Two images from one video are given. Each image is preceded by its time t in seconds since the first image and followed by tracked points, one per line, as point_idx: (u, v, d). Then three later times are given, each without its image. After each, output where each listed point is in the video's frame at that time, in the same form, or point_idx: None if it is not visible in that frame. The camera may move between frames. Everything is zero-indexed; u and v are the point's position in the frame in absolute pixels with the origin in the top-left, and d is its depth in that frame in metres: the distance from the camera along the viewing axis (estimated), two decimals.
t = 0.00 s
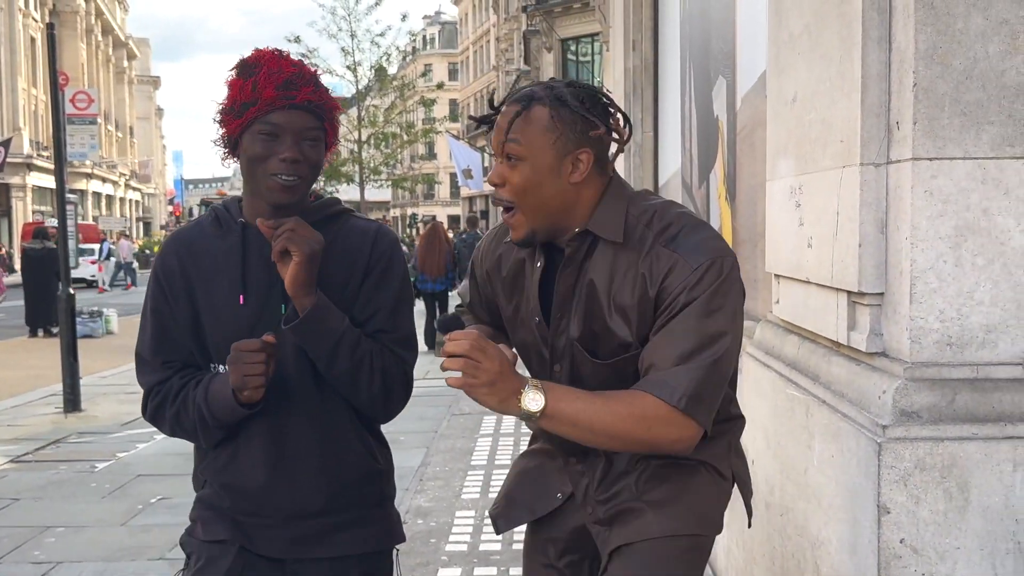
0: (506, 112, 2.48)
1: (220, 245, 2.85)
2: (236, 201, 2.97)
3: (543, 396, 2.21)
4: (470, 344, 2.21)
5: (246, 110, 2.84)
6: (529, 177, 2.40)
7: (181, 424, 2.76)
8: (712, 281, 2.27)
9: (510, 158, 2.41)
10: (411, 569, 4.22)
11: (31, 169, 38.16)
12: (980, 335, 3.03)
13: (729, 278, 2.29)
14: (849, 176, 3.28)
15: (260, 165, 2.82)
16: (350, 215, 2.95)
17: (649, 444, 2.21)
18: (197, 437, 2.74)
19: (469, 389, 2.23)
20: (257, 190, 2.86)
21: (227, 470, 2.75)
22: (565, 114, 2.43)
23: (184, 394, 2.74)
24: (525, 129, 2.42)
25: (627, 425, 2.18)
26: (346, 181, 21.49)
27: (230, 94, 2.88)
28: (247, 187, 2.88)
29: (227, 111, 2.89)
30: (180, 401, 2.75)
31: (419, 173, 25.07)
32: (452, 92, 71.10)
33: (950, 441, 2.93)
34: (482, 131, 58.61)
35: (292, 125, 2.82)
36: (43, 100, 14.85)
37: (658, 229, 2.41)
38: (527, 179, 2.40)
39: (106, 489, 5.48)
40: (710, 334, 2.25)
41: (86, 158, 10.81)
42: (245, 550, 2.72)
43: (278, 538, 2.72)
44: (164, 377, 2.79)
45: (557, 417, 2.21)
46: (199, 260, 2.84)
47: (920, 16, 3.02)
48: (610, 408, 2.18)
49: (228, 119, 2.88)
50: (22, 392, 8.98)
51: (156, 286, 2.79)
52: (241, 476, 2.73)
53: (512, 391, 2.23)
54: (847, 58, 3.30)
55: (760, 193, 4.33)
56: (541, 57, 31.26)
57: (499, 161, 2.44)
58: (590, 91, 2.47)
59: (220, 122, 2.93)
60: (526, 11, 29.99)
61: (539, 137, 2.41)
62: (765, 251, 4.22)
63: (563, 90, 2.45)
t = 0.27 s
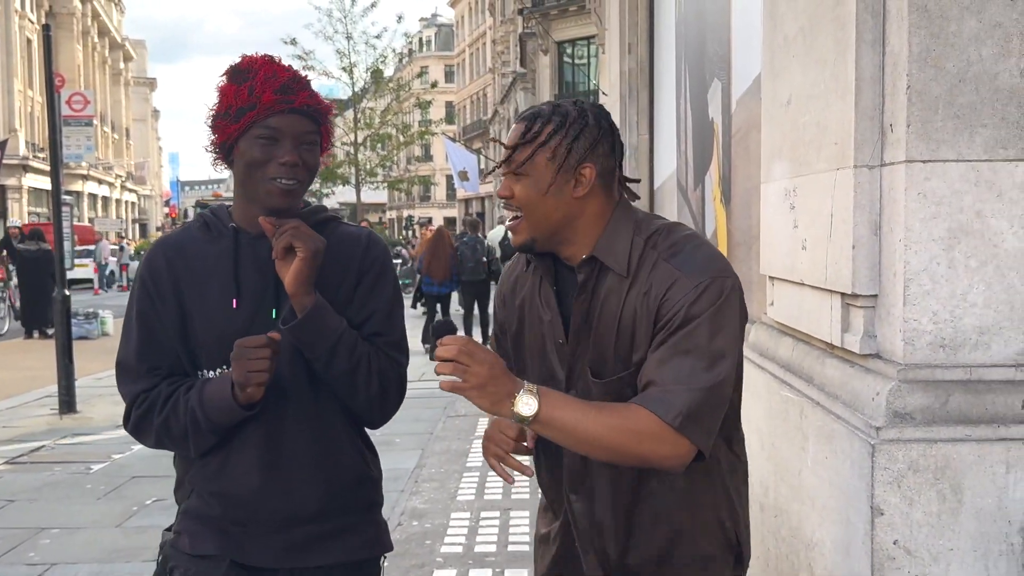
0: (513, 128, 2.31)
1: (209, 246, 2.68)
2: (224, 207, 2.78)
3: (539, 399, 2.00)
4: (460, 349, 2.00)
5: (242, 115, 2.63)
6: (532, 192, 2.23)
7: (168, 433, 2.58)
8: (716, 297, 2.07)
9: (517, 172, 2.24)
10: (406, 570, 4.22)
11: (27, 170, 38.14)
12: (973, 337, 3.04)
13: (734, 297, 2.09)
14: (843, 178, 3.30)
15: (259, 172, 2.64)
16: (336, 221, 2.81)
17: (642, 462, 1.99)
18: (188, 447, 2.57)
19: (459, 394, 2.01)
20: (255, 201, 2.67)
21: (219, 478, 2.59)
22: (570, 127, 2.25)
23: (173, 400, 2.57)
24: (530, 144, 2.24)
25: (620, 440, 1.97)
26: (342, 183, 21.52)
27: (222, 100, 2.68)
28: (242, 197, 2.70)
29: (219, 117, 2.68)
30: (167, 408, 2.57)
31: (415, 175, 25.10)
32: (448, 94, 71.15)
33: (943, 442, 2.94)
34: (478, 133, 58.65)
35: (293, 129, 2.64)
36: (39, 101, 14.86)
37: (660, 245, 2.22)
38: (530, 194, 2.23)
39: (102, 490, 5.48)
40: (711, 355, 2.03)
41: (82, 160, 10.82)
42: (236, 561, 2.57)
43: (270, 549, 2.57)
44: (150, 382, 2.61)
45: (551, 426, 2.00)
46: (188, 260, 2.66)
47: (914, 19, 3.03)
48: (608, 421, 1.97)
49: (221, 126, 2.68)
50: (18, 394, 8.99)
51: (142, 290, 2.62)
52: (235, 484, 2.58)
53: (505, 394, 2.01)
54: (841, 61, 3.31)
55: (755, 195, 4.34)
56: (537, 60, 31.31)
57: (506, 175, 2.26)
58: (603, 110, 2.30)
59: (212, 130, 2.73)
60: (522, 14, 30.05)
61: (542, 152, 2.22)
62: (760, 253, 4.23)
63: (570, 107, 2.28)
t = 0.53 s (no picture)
0: (535, 110, 2.23)
1: (170, 223, 2.43)
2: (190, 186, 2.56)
3: (522, 370, 1.96)
4: (441, 321, 1.98)
5: (205, 80, 2.46)
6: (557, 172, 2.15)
7: (122, 424, 2.31)
8: (713, 272, 1.98)
9: (544, 155, 2.16)
10: (404, 572, 4.21)
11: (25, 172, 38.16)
12: (971, 339, 3.04)
13: (737, 271, 2.00)
14: (840, 180, 3.30)
15: (225, 134, 2.44)
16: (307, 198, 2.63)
17: (630, 435, 1.91)
18: (146, 438, 2.32)
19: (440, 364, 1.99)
20: (226, 169, 2.47)
21: (188, 472, 2.35)
22: (596, 107, 2.18)
23: (129, 387, 2.31)
24: (552, 123, 2.16)
25: (606, 410, 1.89)
26: (340, 185, 21.55)
27: (184, 71, 2.51)
28: (211, 170, 2.49)
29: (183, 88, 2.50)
30: (122, 397, 2.30)
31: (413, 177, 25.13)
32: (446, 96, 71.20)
33: (940, 444, 2.94)
34: (476, 135, 58.70)
35: (260, 87, 2.46)
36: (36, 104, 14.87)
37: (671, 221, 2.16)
38: (555, 175, 2.15)
39: (99, 493, 5.48)
40: (708, 329, 1.94)
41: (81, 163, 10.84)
42: (213, 566, 2.34)
43: (246, 549, 2.35)
44: (99, 369, 2.32)
45: (536, 397, 1.94)
46: (144, 236, 2.40)
47: (910, 21, 3.03)
48: (591, 391, 1.90)
49: (185, 99, 2.51)
50: (15, 395, 8.99)
51: (92, 268, 2.33)
52: (207, 479, 2.34)
53: (489, 365, 1.98)
54: (838, 63, 3.32)
55: (752, 197, 4.34)
56: (535, 62, 31.36)
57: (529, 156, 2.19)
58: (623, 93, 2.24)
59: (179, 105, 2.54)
60: (519, 16, 30.11)
61: (565, 130, 2.15)
62: (757, 255, 4.23)
63: (594, 88, 2.21)
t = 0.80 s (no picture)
0: (573, 103, 2.27)
1: (162, 232, 2.26)
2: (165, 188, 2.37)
3: (520, 359, 1.95)
4: (442, 302, 1.99)
5: (217, 86, 2.28)
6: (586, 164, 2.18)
7: (119, 445, 2.15)
8: (724, 281, 1.97)
9: (575, 145, 2.19)
10: (405, 574, 4.21)
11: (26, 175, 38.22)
12: (971, 341, 3.05)
13: (747, 282, 1.99)
14: (841, 182, 3.31)
15: (239, 148, 2.30)
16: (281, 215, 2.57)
17: (623, 435, 1.89)
18: (144, 456, 2.17)
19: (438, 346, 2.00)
20: (227, 178, 2.33)
21: (189, 488, 2.21)
22: (634, 108, 2.22)
23: (128, 406, 2.14)
24: (589, 115, 2.20)
25: (600, 407, 1.87)
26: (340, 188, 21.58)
27: (181, 70, 2.28)
28: (206, 173, 2.33)
29: (179, 94, 2.28)
30: (122, 418, 2.13)
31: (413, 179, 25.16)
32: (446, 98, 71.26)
33: (941, 446, 2.94)
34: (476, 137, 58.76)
35: (274, 103, 2.35)
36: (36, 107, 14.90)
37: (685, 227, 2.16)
38: (585, 165, 2.18)
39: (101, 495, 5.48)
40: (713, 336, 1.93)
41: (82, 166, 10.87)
42: None
43: (255, 561, 2.24)
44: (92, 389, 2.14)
45: (530, 387, 1.94)
46: (136, 245, 2.22)
47: (910, 24, 3.04)
48: (587, 385, 1.90)
49: (182, 99, 2.27)
50: (17, 398, 9.01)
51: (83, 278, 2.14)
52: (212, 495, 2.21)
53: (488, 351, 1.99)
54: (838, 66, 3.32)
55: (752, 198, 4.34)
56: (535, 64, 31.41)
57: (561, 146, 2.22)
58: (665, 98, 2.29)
59: (165, 110, 2.31)
60: (519, 19, 30.17)
61: (602, 123, 2.19)
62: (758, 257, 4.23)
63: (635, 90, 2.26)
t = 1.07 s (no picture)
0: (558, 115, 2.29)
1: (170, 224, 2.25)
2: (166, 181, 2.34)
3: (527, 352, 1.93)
4: (447, 295, 1.96)
5: (230, 84, 2.27)
6: (572, 172, 2.19)
7: (133, 431, 2.10)
8: (721, 277, 1.97)
9: (561, 154, 2.21)
10: None
11: (29, 180, 38.29)
12: (973, 344, 3.05)
13: (744, 278, 1.99)
14: (841, 186, 3.31)
15: (252, 145, 2.30)
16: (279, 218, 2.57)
17: (626, 428, 1.88)
18: (155, 445, 2.12)
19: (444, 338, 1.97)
20: (232, 175, 2.33)
21: (203, 474, 2.19)
22: (619, 118, 2.24)
23: (140, 388, 2.11)
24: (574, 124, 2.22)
25: (605, 399, 1.87)
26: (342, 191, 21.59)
27: (193, 65, 2.27)
28: (212, 170, 2.31)
29: (189, 90, 2.26)
30: (136, 399, 2.10)
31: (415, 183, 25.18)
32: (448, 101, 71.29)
33: (943, 449, 2.94)
34: (478, 140, 58.78)
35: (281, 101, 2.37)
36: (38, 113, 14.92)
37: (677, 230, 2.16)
38: (569, 173, 2.19)
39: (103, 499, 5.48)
40: (713, 332, 1.93)
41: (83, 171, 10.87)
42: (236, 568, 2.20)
43: (270, 542, 2.23)
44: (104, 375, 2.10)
45: (536, 379, 1.92)
46: (144, 235, 2.20)
47: (910, 27, 3.04)
48: (593, 377, 1.88)
49: (196, 94, 2.26)
50: (20, 403, 9.02)
51: (92, 270, 2.10)
52: (226, 476, 2.20)
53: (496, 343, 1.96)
54: (838, 70, 3.32)
55: (753, 201, 4.35)
56: (536, 67, 31.43)
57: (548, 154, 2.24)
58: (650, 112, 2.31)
59: (171, 106, 2.28)
60: (520, 22, 30.18)
61: (587, 131, 2.21)
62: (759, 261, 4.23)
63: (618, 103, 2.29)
